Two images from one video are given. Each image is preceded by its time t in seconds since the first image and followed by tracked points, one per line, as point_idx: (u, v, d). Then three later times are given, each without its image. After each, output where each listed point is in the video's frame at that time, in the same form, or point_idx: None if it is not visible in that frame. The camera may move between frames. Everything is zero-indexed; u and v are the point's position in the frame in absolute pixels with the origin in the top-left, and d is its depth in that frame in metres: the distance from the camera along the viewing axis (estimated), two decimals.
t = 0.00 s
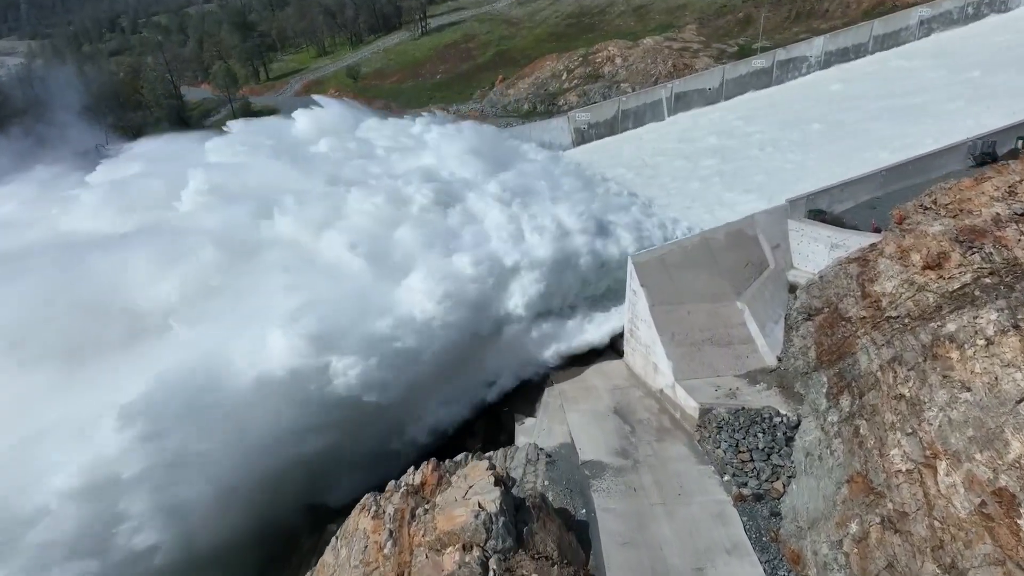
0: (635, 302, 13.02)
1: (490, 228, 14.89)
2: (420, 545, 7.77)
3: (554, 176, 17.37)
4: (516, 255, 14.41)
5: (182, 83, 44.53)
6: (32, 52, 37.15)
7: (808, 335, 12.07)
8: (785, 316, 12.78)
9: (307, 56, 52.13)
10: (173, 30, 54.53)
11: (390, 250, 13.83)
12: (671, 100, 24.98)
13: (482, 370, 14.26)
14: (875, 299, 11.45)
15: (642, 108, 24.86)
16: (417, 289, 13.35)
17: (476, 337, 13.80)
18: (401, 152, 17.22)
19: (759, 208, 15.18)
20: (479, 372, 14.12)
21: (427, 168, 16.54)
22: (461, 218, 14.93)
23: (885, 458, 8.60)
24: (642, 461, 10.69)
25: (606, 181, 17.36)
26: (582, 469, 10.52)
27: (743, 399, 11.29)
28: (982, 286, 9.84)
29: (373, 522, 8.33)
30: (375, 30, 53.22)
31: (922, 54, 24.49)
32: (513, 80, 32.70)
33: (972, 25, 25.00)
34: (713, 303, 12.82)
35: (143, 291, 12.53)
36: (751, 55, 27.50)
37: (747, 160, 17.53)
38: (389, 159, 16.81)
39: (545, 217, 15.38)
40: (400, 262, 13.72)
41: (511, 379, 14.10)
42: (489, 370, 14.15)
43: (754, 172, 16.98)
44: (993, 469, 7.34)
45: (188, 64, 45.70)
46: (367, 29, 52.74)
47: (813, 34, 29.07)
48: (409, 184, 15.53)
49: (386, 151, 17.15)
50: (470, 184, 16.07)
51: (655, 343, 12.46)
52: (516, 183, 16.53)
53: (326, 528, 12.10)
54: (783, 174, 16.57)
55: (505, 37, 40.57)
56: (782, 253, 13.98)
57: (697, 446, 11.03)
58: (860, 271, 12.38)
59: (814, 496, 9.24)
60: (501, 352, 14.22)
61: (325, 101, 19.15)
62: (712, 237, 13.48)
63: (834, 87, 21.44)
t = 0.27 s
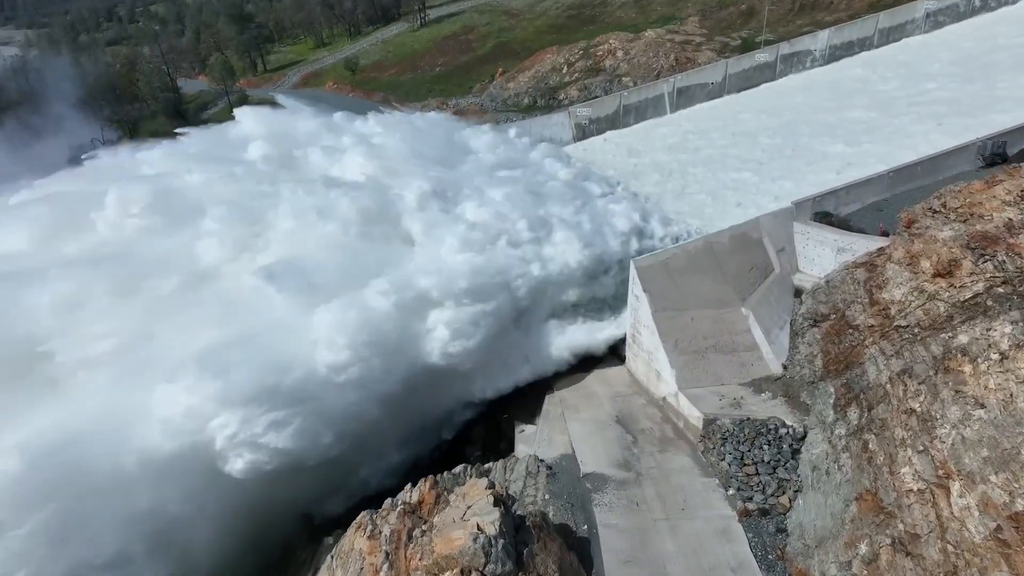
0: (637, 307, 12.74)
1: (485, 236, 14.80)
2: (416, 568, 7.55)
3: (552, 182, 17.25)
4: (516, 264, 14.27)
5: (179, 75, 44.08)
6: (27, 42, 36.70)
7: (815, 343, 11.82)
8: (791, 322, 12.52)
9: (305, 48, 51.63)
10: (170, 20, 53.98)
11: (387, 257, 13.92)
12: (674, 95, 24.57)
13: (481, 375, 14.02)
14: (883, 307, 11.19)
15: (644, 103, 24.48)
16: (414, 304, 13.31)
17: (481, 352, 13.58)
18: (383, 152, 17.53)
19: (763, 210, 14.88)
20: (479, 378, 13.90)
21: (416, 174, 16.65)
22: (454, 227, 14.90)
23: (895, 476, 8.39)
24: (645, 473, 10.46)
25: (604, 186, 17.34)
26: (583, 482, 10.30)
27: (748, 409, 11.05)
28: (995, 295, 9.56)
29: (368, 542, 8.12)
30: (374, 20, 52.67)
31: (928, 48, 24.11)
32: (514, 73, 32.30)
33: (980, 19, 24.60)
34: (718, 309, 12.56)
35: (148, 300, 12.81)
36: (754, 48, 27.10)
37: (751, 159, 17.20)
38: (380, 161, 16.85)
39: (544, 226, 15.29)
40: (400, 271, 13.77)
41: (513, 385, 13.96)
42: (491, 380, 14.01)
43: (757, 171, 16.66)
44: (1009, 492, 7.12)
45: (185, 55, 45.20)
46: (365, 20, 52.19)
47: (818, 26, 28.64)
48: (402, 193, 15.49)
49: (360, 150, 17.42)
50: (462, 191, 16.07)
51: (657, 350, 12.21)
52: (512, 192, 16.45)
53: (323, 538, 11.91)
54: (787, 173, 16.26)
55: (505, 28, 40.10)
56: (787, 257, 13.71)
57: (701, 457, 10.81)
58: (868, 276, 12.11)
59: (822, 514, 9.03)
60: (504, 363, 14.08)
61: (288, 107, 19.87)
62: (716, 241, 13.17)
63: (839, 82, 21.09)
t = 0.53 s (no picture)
0: (640, 314, 12.44)
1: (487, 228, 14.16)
2: None
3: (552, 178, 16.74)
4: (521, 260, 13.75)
5: (175, 66, 43.62)
6: (19, 30, 36.11)
7: (822, 353, 11.53)
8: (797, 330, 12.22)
9: (302, 38, 51.02)
10: (165, 9, 53.27)
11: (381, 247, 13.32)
12: (676, 89, 24.13)
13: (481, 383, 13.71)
14: (893, 317, 10.89)
15: (647, 97, 24.02)
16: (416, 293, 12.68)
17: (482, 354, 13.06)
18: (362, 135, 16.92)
19: (769, 213, 14.56)
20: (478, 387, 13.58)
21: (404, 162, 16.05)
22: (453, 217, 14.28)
23: (907, 500, 8.15)
24: (648, 489, 10.21)
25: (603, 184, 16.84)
26: (585, 499, 10.05)
27: (754, 422, 10.78)
28: (1010, 308, 9.25)
29: (364, 568, 7.89)
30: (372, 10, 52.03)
31: (935, 42, 23.69)
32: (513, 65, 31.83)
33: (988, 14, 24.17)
34: (722, 317, 12.27)
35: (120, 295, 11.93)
36: (758, 41, 26.66)
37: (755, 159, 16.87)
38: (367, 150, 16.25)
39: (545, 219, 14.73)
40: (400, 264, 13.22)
41: (514, 391, 13.48)
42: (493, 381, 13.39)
43: (762, 172, 16.33)
44: None
45: (181, 45, 44.71)
46: (364, 10, 51.57)
47: (822, 19, 28.17)
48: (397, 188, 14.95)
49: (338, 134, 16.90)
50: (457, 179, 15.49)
51: (661, 359, 11.92)
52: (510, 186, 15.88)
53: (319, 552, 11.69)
54: (793, 175, 15.94)
55: (505, 19, 39.56)
56: (794, 262, 13.37)
57: (705, 471, 10.55)
58: (877, 284, 11.79)
59: (831, 536, 8.80)
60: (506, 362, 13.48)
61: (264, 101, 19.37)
62: (721, 246, 12.85)
63: (845, 79, 20.70)
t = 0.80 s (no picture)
0: (642, 319, 12.23)
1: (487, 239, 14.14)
2: None
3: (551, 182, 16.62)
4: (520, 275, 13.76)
5: (172, 59, 43.28)
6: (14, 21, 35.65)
7: (826, 360, 11.35)
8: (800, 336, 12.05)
9: (300, 30, 50.51)
10: None
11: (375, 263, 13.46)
12: (678, 85, 23.79)
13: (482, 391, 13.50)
14: (900, 324, 10.68)
15: (648, 92, 23.68)
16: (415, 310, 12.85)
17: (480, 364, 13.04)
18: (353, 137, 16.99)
19: (773, 215, 14.33)
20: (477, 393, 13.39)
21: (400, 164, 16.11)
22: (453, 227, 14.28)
23: (916, 519, 7.99)
24: (650, 501, 10.04)
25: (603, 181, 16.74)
26: (586, 512, 9.89)
27: (758, 431, 10.59)
28: None
29: None
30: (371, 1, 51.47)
31: (941, 37, 23.35)
32: (513, 59, 31.47)
33: (995, 9, 23.82)
34: (726, 323, 12.07)
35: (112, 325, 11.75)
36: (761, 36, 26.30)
37: (759, 158, 16.60)
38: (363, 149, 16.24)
39: (545, 230, 14.72)
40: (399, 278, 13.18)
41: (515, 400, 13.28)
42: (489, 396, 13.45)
43: (767, 171, 16.05)
44: None
45: (178, 37, 44.33)
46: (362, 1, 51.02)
47: (826, 12, 27.79)
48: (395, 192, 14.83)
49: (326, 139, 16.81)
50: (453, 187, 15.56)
51: (663, 366, 11.73)
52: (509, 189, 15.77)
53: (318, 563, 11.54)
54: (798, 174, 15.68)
55: (505, 12, 39.13)
56: (798, 266, 13.14)
57: (709, 482, 10.37)
58: (883, 290, 11.58)
59: (837, 553, 8.65)
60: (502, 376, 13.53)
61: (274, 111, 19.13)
62: (725, 250, 12.62)
63: (850, 74, 20.38)
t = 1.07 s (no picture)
0: (644, 327, 12.00)
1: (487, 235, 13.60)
2: None
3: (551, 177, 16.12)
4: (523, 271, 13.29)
5: (169, 50, 42.87)
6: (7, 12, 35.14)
7: (834, 371, 11.11)
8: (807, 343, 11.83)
9: (298, 21, 49.95)
10: None
11: (375, 243, 12.75)
12: (680, 79, 23.34)
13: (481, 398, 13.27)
14: (909, 334, 10.42)
15: (650, 87, 23.24)
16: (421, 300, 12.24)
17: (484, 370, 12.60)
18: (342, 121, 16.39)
19: (777, 218, 14.06)
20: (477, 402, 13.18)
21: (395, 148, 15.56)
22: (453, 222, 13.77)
23: (926, 543, 7.90)
24: (653, 517, 9.85)
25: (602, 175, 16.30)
26: (587, 529, 9.70)
27: (763, 444, 10.38)
28: None
29: None
30: None
31: (947, 32, 22.99)
32: (513, 52, 31.07)
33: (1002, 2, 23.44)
34: (730, 331, 11.83)
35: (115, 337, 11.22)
36: (764, 29, 25.91)
37: (763, 156, 16.28)
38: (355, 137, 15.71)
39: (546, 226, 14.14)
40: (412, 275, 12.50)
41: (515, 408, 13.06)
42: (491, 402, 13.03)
43: (771, 169, 15.73)
44: None
45: (174, 29, 43.81)
46: None
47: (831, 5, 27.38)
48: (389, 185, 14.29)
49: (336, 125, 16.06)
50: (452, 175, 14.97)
51: (665, 376, 11.49)
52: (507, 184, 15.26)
53: None
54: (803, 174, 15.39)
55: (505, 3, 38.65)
56: (804, 271, 12.89)
57: (712, 496, 10.17)
58: (890, 297, 11.33)
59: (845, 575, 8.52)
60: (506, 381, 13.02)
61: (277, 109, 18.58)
62: (729, 256, 12.37)
63: (855, 69, 20.00)
